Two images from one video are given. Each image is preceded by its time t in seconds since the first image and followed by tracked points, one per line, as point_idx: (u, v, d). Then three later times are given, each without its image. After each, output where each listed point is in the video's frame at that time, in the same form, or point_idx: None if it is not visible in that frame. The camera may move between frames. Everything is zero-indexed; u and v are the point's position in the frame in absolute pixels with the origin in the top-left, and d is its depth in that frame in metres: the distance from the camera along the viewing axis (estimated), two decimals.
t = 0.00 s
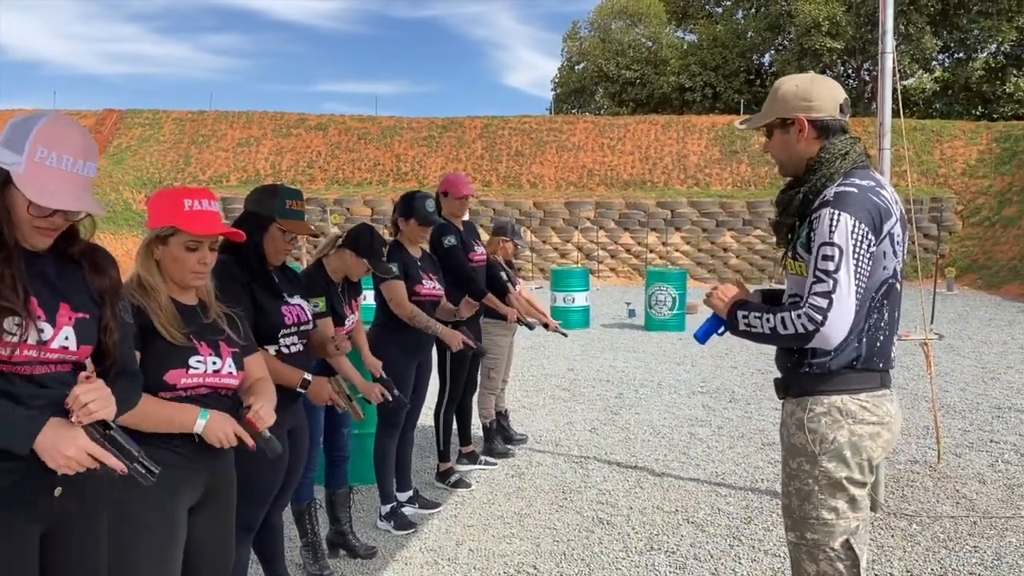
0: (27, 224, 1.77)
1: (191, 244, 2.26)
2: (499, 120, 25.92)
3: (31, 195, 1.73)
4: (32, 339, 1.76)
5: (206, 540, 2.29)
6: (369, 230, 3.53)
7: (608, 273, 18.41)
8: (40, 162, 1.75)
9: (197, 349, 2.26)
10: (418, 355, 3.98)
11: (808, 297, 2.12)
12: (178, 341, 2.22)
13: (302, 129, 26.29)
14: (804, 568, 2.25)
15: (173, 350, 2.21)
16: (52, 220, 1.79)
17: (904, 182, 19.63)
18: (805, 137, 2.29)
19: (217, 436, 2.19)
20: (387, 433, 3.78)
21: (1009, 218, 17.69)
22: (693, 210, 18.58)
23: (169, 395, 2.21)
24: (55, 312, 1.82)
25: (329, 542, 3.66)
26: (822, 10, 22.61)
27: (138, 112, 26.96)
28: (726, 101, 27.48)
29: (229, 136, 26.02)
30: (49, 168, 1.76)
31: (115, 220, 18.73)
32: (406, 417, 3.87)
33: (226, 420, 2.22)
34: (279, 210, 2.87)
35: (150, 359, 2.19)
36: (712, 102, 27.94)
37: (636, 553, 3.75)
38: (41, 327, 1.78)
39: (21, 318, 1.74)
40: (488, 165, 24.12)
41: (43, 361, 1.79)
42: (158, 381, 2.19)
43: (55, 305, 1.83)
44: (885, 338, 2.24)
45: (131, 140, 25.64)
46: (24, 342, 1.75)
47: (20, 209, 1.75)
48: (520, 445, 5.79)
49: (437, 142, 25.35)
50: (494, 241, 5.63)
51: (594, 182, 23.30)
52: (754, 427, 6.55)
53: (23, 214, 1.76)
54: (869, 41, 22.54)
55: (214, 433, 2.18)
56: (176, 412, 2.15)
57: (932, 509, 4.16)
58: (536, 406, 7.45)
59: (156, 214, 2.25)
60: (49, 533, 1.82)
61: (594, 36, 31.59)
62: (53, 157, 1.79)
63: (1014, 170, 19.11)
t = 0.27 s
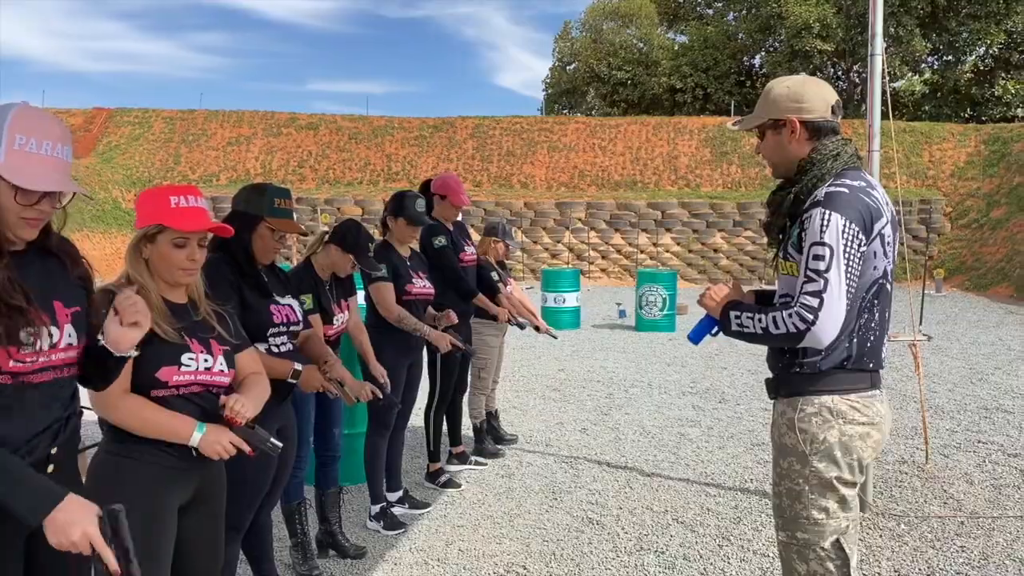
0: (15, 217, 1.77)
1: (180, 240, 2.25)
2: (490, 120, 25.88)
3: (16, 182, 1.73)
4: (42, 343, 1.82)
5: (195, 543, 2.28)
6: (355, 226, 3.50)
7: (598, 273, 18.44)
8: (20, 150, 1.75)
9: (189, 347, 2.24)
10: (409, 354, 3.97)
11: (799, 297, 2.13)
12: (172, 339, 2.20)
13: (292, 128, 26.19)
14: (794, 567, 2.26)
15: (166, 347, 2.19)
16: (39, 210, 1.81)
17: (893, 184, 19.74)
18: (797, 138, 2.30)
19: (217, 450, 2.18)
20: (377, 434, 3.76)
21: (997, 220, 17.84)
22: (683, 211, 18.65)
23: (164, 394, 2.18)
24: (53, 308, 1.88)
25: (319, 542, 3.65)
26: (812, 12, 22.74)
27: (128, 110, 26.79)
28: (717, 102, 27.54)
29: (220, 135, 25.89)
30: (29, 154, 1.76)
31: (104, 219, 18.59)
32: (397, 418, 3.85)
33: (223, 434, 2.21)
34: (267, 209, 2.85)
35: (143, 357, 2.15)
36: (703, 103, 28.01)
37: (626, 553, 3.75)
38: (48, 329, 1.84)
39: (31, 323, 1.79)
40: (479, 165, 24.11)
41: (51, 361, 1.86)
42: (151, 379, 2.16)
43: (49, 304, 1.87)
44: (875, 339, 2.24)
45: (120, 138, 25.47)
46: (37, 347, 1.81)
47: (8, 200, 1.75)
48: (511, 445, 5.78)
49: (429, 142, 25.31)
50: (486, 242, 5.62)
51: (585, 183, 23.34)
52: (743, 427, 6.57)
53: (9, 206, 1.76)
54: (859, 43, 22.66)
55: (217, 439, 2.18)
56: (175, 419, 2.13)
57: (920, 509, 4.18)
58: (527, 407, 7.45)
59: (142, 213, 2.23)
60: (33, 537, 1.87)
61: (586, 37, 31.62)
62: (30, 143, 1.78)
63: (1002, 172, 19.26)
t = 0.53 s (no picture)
0: None
1: (161, 238, 2.22)
2: (476, 120, 25.85)
3: None
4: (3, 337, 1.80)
5: (175, 544, 2.25)
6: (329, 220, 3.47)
7: (584, 274, 18.49)
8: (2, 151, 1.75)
9: (172, 346, 2.22)
10: (395, 354, 3.95)
11: (784, 296, 2.14)
12: (154, 338, 2.18)
13: (278, 127, 26.03)
14: (779, 567, 2.27)
15: (147, 347, 2.17)
16: (16, 212, 1.80)
17: (876, 186, 19.92)
18: (784, 139, 2.31)
19: (204, 438, 2.17)
20: (362, 434, 3.75)
21: (978, 222, 18.05)
22: (669, 212, 18.73)
23: (146, 394, 2.17)
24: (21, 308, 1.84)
25: (302, 543, 3.62)
26: (797, 14, 22.91)
27: (111, 108, 26.52)
28: (702, 104, 27.68)
29: (204, 134, 25.69)
30: (8, 155, 1.75)
31: (86, 218, 18.40)
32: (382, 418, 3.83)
33: (211, 419, 2.21)
34: (253, 207, 2.82)
35: (127, 358, 2.15)
36: (689, 105, 28.12)
37: (610, 553, 3.76)
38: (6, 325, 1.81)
39: None
40: (466, 166, 24.09)
41: (14, 359, 1.83)
42: (133, 378, 2.15)
43: (18, 302, 1.84)
44: (859, 339, 2.25)
45: (104, 136, 25.22)
46: None
47: None
48: (496, 445, 5.78)
49: (415, 142, 25.24)
50: (471, 242, 5.62)
51: (571, 184, 23.39)
52: (727, 427, 6.61)
53: None
54: (843, 46, 22.85)
55: (202, 428, 2.17)
56: (160, 416, 2.13)
57: (901, 509, 4.22)
58: (512, 407, 7.45)
59: (122, 211, 2.21)
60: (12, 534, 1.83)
61: (572, 37, 31.66)
62: (9, 145, 1.77)
63: (984, 174, 19.48)
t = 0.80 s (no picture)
0: None
1: (136, 236, 2.19)
2: (459, 120, 25.78)
3: None
4: None
5: (152, 545, 2.22)
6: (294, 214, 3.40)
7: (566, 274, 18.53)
8: None
9: (150, 346, 2.19)
10: (376, 353, 3.93)
11: (766, 297, 2.14)
12: (132, 339, 2.15)
13: (259, 125, 25.81)
14: (759, 567, 2.28)
15: (124, 348, 2.14)
16: None
17: (856, 188, 20.12)
18: (767, 140, 2.31)
19: (180, 430, 2.13)
20: (343, 434, 3.72)
21: (956, 225, 18.29)
22: (651, 213, 18.81)
23: (123, 394, 2.14)
24: None
25: (281, 543, 3.59)
26: (779, 17, 23.11)
27: (90, 105, 26.17)
28: (685, 106, 27.80)
29: (185, 132, 25.41)
30: None
31: (64, 216, 18.12)
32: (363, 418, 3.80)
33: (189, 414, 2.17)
34: (229, 206, 2.78)
35: (104, 359, 2.11)
36: (671, 106, 28.23)
37: (590, 552, 3.76)
38: None
39: None
40: (448, 166, 24.04)
41: None
42: (111, 379, 2.11)
43: None
44: (840, 339, 2.26)
45: (83, 133, 24.88)
46: None
47: None
48: (477, 445, 5.76)
49: (397, 141, 25.12)
50: (453, 242, 5.59)
51: (554, 184, 23.42)
52: (708, 428, 6.65)
53: None
54: (825, 49, 23.04)
55: (176, 419, 2.13)
56: (134, 407, 2.08)
57: (879, 509, 4.26)
58: (493, 407, 7.44)
59: (94, 209, 2.17)
60: None
61: (556, 38, 31.70)
62: None
63: (963, 177, 19.73)
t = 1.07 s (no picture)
0: None
1: (106, 231, 2.14)
2: (440, 119, 25.69)
3: None
4: None
5: (125, 546, 2.18)
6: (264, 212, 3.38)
7: (547, 274, 18.56)
8: None
9: (124, 343, 2.14)
10: (355, 352, 3.90)
11: (749, 297, 2.13)
12: (106, 336, 2.10)
13: (239, 122, 25.56)
14: (738, 569, 2.27)
15: (97, 345, 2.08)
16: None
17: (835, 190, 20.34)
18: (756, 138, 2.30)
19: (160, 436, 2.10)
20: (320, 434, 3.67)
21: (933, 228, 18.54)
22: (631, 214, 18.88)
23: (98, 391, 2.08)
24: None
25: (256, 545, 3.54)
26: (760, 19, 23.33)
27: (66, 100, 25.77)
28: (666, 107, 27.92)
29: (163, 128, 25.11)
30: None
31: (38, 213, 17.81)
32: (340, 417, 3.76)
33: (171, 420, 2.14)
34: (202, 201, 2.70)
35: (77, 355, 2.05)
36: (652, 108, 28.33)
37: (568, 553, 3.74)
38: None
39: None
40: (429, 165, 23.97)
41: None
42: (84, 376, 2.06)
43: None
44: (820, 340, 2.27)
45: (59, 129, 24.50)
46: None
47: None
48: (455, 446, 5.73)
49: (378, 140, 24.98)
50: (434, 241, 5.56)
51: (535, 184, 23.46)
52: (687, 428, 6.67)
53: None
54: (805, 52, 23.21)
55: (157, 425, 2.09)
56: (114, 411, 2.04)
57: (856, 509, 4.29)
58: (473, 407, 7.41)
59: (59, 205, 2.11)
60: None
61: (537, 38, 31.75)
62: None
63: (940, 180, 20.01)
